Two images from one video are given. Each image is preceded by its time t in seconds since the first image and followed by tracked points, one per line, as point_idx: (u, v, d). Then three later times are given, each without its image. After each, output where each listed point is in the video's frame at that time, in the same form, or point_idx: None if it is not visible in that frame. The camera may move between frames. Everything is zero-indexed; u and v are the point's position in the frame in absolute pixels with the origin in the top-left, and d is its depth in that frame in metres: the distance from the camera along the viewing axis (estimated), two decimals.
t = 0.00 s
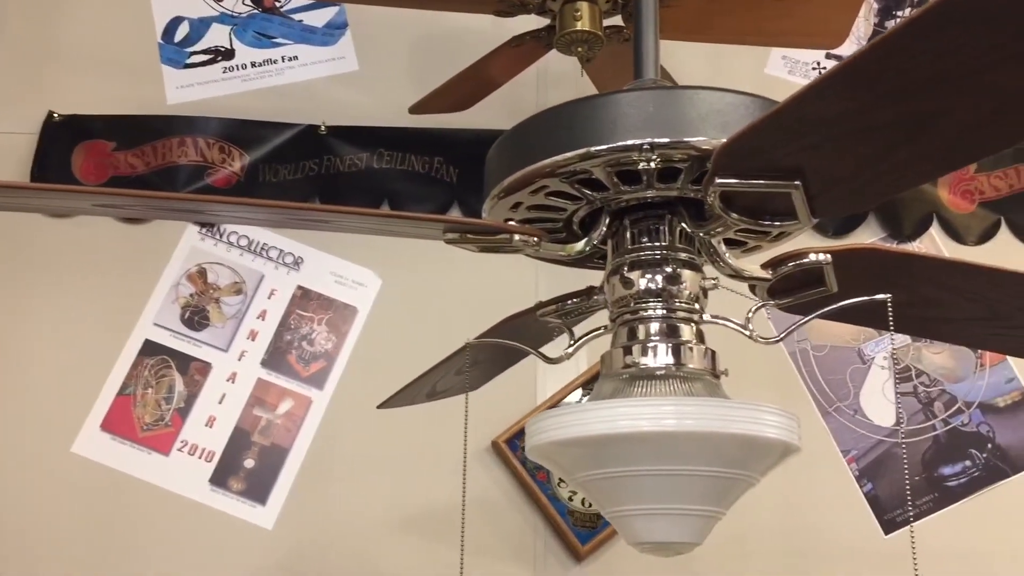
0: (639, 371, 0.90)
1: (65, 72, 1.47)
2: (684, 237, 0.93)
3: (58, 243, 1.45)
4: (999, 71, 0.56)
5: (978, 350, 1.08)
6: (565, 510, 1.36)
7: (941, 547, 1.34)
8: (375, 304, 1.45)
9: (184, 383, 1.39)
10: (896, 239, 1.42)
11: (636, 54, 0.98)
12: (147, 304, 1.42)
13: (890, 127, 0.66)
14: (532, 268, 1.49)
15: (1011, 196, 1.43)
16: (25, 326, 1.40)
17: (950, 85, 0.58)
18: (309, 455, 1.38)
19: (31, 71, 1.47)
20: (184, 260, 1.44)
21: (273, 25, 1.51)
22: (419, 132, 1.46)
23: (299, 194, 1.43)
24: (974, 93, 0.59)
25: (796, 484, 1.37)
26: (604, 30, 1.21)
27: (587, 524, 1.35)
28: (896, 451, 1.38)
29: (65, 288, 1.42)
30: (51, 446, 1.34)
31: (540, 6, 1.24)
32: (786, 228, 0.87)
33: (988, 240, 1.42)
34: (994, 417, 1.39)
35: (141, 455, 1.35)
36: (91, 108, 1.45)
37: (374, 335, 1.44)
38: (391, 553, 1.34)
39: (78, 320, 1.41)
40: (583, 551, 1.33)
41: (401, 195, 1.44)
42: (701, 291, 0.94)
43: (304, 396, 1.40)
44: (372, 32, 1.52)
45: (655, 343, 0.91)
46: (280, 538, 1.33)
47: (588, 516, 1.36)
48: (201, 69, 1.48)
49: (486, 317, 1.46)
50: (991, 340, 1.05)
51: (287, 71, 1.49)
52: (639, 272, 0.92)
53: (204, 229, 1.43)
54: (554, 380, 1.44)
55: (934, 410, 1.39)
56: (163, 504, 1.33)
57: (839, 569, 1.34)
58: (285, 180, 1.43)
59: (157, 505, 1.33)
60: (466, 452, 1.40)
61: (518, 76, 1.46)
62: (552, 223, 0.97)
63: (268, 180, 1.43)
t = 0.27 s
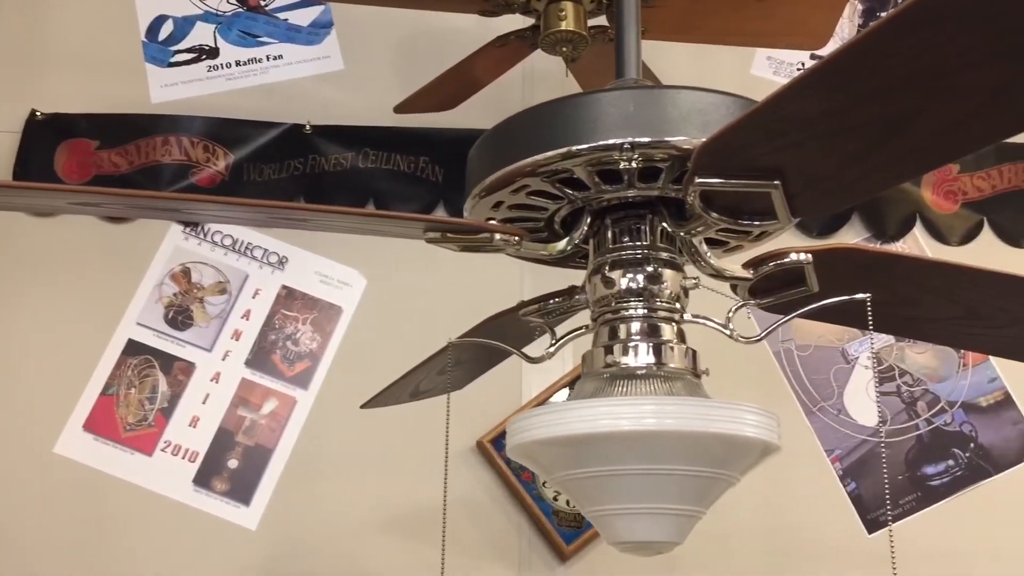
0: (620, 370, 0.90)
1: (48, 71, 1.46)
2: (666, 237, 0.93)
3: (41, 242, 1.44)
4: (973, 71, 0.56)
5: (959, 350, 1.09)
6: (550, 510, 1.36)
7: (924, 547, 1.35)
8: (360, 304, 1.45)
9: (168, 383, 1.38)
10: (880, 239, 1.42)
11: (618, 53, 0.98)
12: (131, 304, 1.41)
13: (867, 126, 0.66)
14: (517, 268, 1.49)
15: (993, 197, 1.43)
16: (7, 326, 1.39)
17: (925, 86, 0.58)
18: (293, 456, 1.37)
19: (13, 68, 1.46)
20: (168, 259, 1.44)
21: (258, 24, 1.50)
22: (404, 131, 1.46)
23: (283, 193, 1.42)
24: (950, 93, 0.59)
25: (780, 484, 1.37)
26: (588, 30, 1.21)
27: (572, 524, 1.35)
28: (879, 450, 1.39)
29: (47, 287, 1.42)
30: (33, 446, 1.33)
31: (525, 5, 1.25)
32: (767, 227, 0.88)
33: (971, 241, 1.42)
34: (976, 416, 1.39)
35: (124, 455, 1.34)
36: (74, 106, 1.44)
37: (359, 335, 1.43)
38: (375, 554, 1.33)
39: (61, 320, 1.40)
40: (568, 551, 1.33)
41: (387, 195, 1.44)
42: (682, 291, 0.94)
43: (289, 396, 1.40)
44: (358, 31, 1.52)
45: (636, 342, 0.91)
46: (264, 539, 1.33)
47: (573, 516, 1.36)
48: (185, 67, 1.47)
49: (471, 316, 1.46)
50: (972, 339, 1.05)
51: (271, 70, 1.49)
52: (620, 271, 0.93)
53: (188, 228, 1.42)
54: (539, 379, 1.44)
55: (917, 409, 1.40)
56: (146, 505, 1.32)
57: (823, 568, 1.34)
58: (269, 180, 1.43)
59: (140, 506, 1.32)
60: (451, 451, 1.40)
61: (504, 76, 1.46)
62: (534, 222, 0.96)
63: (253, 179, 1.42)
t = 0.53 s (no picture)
0: (596, 373, 0.90)
1: (27, 72, 1.45)
2: (642, 240, 0.93)
3: (20, 244, 1.43)
4: (940, 76, 0.56)
5: (936, 352, 1.09)
6: (532, 512, 1.36)
7: (904, 548, 1.35)
8: (341, 306, 1.45)
9: (148, 387, 1.38)
10: (860, 242, 1.43)
11: (595, 56, 0.98)
12: (110, 307, 1.41)
13: (838, 130, 0.67)
14: (499, 270, 1.49)
15: (972, 200, 1.44)
16: None
17: (894, 92, 0.58)
18: (274, 459, 1.37)
19: None
20: (148, 262, 1.43)
21: (239, 25, 1.50)
22: (386, 134, 1.45)
23: (265, 196, 1.42)
24: (918, 99, 0.59)
25: (762, 486, 1.38)
26: (569, 33, 1.21)
27: (554, 527, 1.35)
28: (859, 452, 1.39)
29: (26, 290, 1.41)
30: (12, 450, 1.32)
31: (506, 8, 1.25)
32: (742, 231, 0.88)
33: (949, 244, 1.43)
34: (955, 418, 1.40)
35: (103, 459, 1.34)
36: (53, 108, 1.43)
37: (340, 338, 1.43)
38: (356, 557, 1.33)
39: (40, 323, 1.39)
40: (549, 553, 1.33)
41: (368, 197, 1.44)
42: (658, 294, 0.94)
43: (270, 399, 1.39)
44: (340, 33, 1.51)
45: (612, 345, 0.91)
46: (244, 543, 1.32)
47: (554, 518, 1.36)
48: (166, 69, 1.47)
49: (453, 319, 1.46)
50: (948, 341, 1.06)
51: (253, 72, 1.48)
52: (596, 274, 0.93)
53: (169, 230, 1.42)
54: (521, 382, 1.44)
55: (896, 411, 1.40)
56: (125, 509, 1.32)
57: (803, 569, 1.34)
58: (250, 182, 1.42)
59: (119, 510, 1.32)
60: (432, 454, 1.39)
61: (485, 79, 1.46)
62: (511, 225, 0.96)
63: (234, 181, 1.42)
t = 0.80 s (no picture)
0: (565, 378, 0.90)
1: None
2: (611, 245, 0.93)
3: None
4: (897, 86, 0.56)
5: (906, 356, 1.10)
6: (508, 516, 1.36)
7: (878, 550, 1.36)
8: (317, 310, 1.44)
9: (122, 392, 1.37)
10: (834, 245, 1.44)
11: (566, 62, 0.98)
12: (84, 311, 1.40)
13: (799, 139, 0.67)
14: (475, 274, 1.49)
15: (946, 205, 1.45)
16: None
17: (852, 102, 0.59)
18: (249, 464, 1.36)
19: None
20: (122, 266, 1.42)
21: (215, 28, 1.49)
22: (362, 137, 1.45)
23: (240, 199, 1.42)
24: (875, 110, 0.60)
25: (738, 489, 1.38)
26: (543, 37, 1.21)
27: (530, 530, 1.36)
28: (834, 455, 1.39)
29: None
30: None
31: (481, 12, 1.25)
32: (709, 236, 0.88)
33: (923, 248, 1.44)
34: (928, 420, 1.41)
35: (76, 464, 1.33)
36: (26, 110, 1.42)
37: (316, 342, 1.43)
38: (332, 562, 1.33)
39: (12, 327, 1.38)
40: (526, 556, 1.33)
41: (345, 201, 1.43)
42: (628, 299, 0.95)
43: (245, 404, 1.39)
44: (316, 36, 1.51)
45: (581, 351, 0.91)
46: (219, 548, 1.32)
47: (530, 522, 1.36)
48: (140, 72, 1.46)
49: (430, 323, 1.46)
50: (917, 345, 1.07)
51: (229, 74, 1.48)
52: (566, 279, 0.93)
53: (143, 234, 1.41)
54: (497, 385, 1.45)
55: (870, 414, 1.41)
56: (98, 515, 1.31)
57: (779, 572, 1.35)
58: (226, 186, 1.42)
59: (92, 515, 1.31)
60: (409, 458, 1.39)
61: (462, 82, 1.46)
62: (481, 230, 0.96)
63: (209, 185, 1.41)
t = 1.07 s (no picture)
0: (534, 383, 0.90)
1: None
2: (581, 250, 0.93)
3: None
4: (858, 95, 0.57)
5: (875, 359, 1.11)
6: (482, 519, 1.37)
7: (850, 551, 1.37)
8: (292, 313, 1.44)
9: (94, 395, 1.36)
10: (807, 249, 1.45)
11: (537, 67, 0.98)
12: (55, 313, 1.38)
13: (762, 147, 0.68)
14: (451, 277, 1.49)
15: (917, 210, 1.47)
16: None
17: (814, 110, 0.59)
18: (222, 467, 1.36)
19: None
20: (95, 268, 1.41)
21: (189, 29, 1.49)
22: (338, 140, 1.45)
23: (215, 201, 1.41)
24: (834, 119, 0.61)
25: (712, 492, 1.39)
26: (518, 41, 1.21)
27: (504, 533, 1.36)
28: (806, 457, 1.40)
29: None
30: None
31: (456, 16, 1.26)
32: (677, 241, 0.89)
33: (894, 252, 1.46)
34: (899, 423, 1.43)
35: (47, 468, 1.31)
36: None
37: (291, 345, 1.43)
38: (306, 566, 1.33)
39: None
40: (500, 559, 1.34)
41: (320, 203, 1.43)
42: (597, 303, 0.95)
43: (219, 407, 1.38)
44: (292, 38, 1.51)
45: (550, 355, 0.91)
46: (192, 552, 1.31)
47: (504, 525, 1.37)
48: (114, 72, 1.45)
49: (405, 326, 1.46)
50: (885, 349, 1.08)
51: (203, 76, 1.47)
52: (536, 284, 0.93)
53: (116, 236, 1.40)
54: (472, 389, 1.45)
55: (842, 417, 1.42)
56: (69, 519, 1.30)
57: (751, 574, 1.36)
58: (200, 188, 1.41)
59: (62, 520, 1.30)
60: (384, 462, 1.39)
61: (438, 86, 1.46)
62: (451, 235, 0.96)
63: (183, 187, 1.41)
